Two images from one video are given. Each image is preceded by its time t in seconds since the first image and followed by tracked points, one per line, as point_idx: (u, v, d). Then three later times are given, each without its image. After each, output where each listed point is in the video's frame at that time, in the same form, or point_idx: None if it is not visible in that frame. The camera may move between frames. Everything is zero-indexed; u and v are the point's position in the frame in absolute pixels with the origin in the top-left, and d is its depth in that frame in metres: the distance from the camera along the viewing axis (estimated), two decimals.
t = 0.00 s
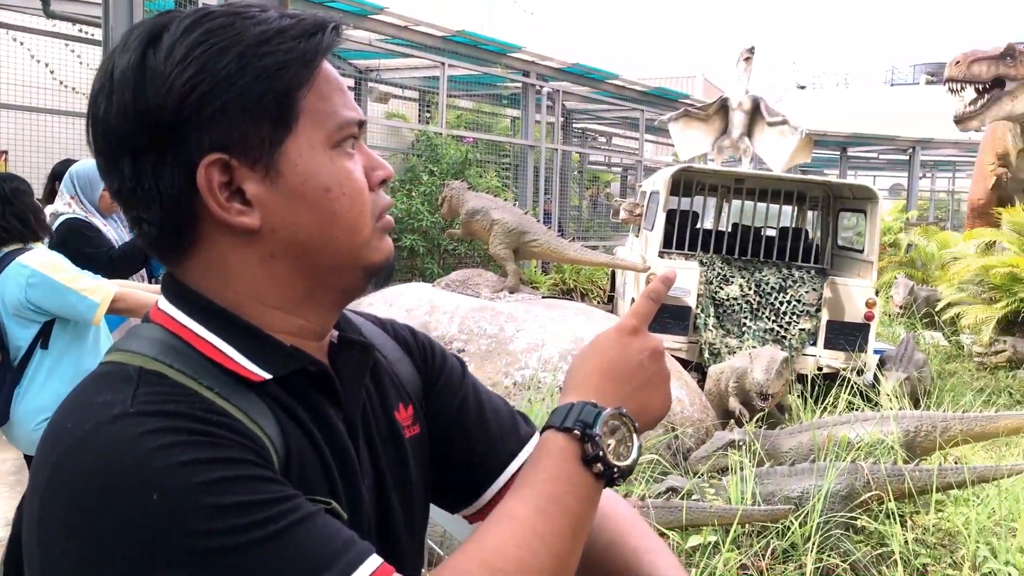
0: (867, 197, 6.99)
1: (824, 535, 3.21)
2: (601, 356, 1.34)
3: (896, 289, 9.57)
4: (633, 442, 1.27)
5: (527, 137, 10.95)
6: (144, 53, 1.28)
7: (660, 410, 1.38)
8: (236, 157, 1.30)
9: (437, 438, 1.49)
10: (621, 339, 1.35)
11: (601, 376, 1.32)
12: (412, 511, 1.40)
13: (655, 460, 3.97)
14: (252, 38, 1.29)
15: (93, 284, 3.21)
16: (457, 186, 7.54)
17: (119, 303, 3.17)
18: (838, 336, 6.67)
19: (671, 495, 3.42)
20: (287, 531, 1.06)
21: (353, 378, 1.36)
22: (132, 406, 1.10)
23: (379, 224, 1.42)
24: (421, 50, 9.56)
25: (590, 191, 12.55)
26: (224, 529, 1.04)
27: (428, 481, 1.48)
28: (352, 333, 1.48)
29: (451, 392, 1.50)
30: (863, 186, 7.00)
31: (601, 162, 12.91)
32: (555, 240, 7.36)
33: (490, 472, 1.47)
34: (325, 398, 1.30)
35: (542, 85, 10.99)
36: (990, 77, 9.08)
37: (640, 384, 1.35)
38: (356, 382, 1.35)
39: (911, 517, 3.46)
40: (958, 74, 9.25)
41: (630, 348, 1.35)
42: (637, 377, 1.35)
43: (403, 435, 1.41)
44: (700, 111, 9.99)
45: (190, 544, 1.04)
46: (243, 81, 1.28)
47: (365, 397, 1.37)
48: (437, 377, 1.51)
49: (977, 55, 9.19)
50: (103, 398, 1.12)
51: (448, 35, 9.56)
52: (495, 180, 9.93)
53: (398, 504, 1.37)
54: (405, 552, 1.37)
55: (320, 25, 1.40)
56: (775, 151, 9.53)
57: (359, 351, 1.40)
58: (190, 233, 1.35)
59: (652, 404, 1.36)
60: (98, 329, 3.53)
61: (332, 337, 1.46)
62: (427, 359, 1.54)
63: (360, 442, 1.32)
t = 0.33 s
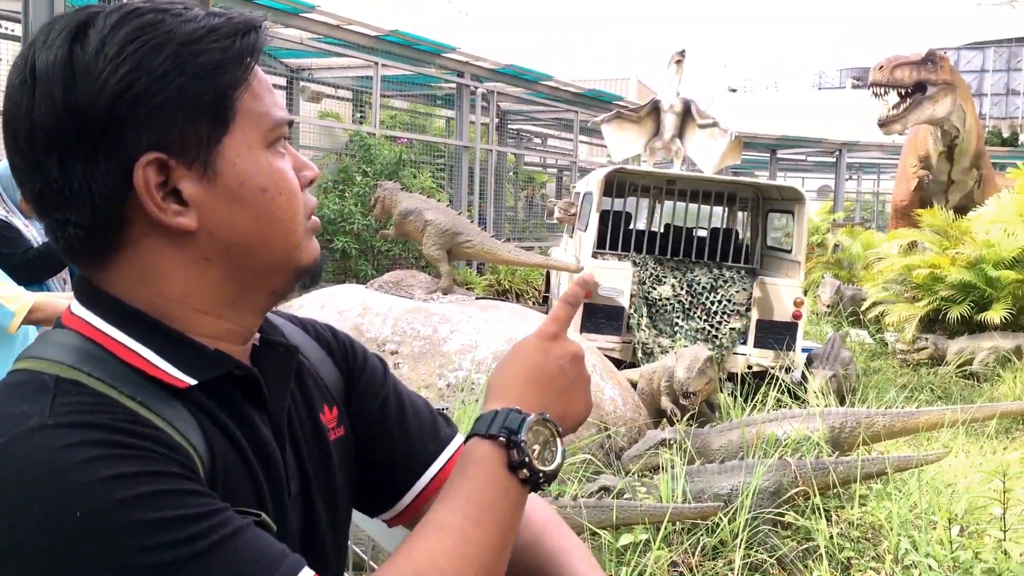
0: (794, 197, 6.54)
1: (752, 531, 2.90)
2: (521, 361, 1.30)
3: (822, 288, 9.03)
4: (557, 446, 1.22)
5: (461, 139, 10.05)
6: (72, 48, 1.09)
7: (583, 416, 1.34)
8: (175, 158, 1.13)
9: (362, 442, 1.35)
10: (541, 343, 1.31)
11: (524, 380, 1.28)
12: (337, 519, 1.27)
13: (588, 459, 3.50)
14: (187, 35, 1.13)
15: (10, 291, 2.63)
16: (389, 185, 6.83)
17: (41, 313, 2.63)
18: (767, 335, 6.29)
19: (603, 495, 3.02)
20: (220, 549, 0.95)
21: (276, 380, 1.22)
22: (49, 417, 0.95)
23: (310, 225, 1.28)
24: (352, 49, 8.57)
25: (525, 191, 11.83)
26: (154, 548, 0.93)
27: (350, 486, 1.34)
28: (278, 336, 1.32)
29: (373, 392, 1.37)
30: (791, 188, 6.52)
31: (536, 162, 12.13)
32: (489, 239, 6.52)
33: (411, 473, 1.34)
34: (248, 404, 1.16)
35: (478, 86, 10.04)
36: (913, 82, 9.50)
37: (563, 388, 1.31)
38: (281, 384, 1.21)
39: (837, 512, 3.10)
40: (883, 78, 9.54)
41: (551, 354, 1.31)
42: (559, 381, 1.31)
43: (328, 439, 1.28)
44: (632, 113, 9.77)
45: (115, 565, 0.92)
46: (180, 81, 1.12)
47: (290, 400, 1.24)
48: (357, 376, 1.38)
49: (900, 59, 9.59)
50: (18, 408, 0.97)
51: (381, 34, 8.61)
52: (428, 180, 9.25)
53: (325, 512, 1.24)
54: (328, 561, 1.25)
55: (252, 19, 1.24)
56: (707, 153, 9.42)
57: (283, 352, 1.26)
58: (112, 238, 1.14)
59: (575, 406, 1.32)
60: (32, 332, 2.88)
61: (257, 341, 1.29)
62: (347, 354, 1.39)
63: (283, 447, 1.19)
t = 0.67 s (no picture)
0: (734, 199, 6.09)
1: (691, 529, 2.85)
2: (456, 372, 1.21)
3: (761, 287, 8.66)
4: (491, 457, 1.14)
5: (404, 138, 9.30)
6: None
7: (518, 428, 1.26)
8: (104, 154, 1.01)
9: (294, 444, 1.30)
10: (474, 352, 1.23)
11: (458, 392, 1.19)
12: (269, 525, 1.19)
13: (530, 458, 3.30)
14: (117, 28, 1.01)
15: None
16: (331, 183, 6.00)
17: None
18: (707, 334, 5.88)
19: (546, 495, 2.90)
20: (150, 562, 0.87)
21: (207, 381, 1.13)
22: None
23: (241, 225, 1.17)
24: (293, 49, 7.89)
25: (470, 192, 10.93)
26: (79, 564, 0.84)
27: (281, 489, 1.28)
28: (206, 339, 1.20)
29: (303, 393, 1.33)
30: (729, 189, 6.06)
31: (480, 162, 11.25)
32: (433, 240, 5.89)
33: (344, 474, 1.31)
34: (176, 406, 1.06)
35: (422, 86, 9.33)
36: (849, 87, 9.13)
37: (498, 399, 1.23)
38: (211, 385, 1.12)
39: (774, 509, 3.07)
40: (821, 82, 9.14)
41: (484, 364, 1.23)
42: (494, 392, 1.22)
43: (260, 442, 1.21)
44: (575, 113, 9.62)
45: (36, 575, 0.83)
46: (110, 76, 1.00)
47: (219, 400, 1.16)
48: (288, 378, 1.33)
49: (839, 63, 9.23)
50: None
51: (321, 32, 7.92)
52: (371, 180, 8.50)
53: (255, 516, 1.16)
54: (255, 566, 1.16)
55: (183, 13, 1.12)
56: (649, 154, 9.41)
57: (212, 355, 1.15)
58: (35, 241, 1.01)
59: (509, 417, 1.24)
60: None
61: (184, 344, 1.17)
62: (278, 356, 1.34)
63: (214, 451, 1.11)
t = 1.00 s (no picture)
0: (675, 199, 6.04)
1: (634, 525, 2.83)
2: (383, 383, 1.19)
3: (704, 286, 8.67)
4: (419, 470, 1.13)
5: (348, 137, 9.14)
6: None
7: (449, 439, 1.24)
8: (11, 150, 0.98)
9: (221, 447, 1.28)
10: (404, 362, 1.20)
11: (386, 403, 1.17)
12: (192, 533, 1.16)
13: (474, 458, 3.19)
14: (29, 20, 0.98)
15: None
16: (272, 182, 5.83)
17: None
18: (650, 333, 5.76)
19: (490, 495, 2.85)
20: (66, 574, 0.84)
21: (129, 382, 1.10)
22: None
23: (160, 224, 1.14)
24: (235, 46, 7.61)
25: (415, 192, 10.77)
26: None
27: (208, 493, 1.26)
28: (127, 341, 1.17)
29: (232, 394, 1.31)
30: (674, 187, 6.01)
31: (426, 162, 11.08)
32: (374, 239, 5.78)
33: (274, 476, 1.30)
34: (94, 412, 1.02)
35: (365, 84, 9.18)
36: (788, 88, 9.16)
37: (427, 410, 1.20)
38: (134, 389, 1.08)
39: (714, 504, 3.06)
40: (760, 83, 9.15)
41: (414, 375, 1.20)
42: (422, 404, 1.20)
43: (183, 446, 1.18)
44: (518, 113, 9.50)
45: None
46: (20, 70, 0.97)
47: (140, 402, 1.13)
48: (215, 378, 1.31)
49: (777, 65, 9.26)
50: None
51: (264, 29, 7.72)
52: (315, 180, 8.28)
53: (179, 521, 1.14)
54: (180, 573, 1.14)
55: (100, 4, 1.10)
56: (592, 157, 9.26)
57: (134, 358, 1.12)
58: None
59: (438, 429, 1.21)
60: None
61: (103, 346, 1.13)
62: (204, 358, 1.32)
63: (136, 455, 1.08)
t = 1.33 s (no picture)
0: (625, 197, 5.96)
1: (583, 524, 2.84)
2: (318, 418, 1.18)
3: (652, 284, 8.66)
4: (344, 506, 1.10)
5: (296, 134, 8.90)
6: None
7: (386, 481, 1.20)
8: None
9: (153, 451, 1.25)
10: (340, 399, 1.18)
11: (316, 438, 1.15)
12: (120, 541, 1.13)
13: (423, 459, 3.08)
14: None
15: None
16: (218, 181, 5.71)
17: None
18: (601, 332, 5.69)
19: (439, 497, 2.83)
20: None
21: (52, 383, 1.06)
22: None
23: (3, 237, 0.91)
24: (178, 42, 7.30)
25: (364, 190, 10.65)
26: None
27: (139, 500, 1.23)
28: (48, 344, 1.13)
29: (165, 395, 1.28)
30: (622, 187, 5.94)
31: (375, 160, 10.96)
32: (321, 238, 5.70)
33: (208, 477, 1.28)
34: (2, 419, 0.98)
35: (313, 81, 8.92)
36: (735, 89, 9.20)
37: (361, 448, 1.18)
38: (52, 394, 1.05)
39: (662, 501, 3.09)
40: (709, 83, 9.21)
41: (350, 411, 1.18)
42: (355, 442, 1.17)
43: (109, 451, 1.15)
44: (468, 112, 9.18)
45: None
46: None
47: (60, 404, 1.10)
48: (149, 379, 1.28)
49: (724, 65, 9.29)
50: None
51: (208, 26, 7.39)
52: (262, 177, 8.10)
53: (104, 527, 1.10)
54: None
55: None
56: (541, 159, 9.00)
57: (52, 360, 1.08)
58: None
59: (372, 470, 1.18)
60: None
61: (21, 345, 1.09)
62: (137, 359, 1.29)
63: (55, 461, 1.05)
